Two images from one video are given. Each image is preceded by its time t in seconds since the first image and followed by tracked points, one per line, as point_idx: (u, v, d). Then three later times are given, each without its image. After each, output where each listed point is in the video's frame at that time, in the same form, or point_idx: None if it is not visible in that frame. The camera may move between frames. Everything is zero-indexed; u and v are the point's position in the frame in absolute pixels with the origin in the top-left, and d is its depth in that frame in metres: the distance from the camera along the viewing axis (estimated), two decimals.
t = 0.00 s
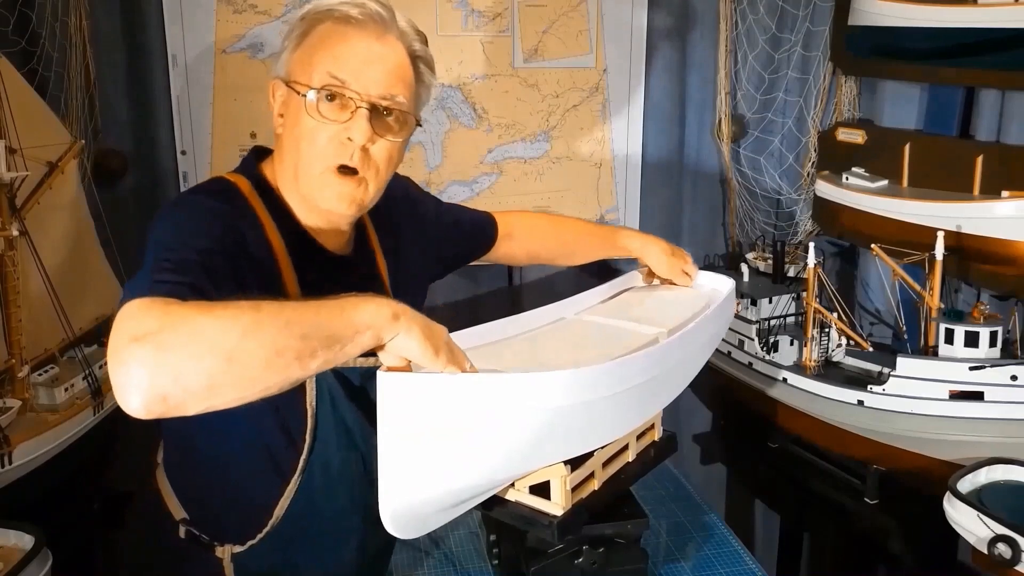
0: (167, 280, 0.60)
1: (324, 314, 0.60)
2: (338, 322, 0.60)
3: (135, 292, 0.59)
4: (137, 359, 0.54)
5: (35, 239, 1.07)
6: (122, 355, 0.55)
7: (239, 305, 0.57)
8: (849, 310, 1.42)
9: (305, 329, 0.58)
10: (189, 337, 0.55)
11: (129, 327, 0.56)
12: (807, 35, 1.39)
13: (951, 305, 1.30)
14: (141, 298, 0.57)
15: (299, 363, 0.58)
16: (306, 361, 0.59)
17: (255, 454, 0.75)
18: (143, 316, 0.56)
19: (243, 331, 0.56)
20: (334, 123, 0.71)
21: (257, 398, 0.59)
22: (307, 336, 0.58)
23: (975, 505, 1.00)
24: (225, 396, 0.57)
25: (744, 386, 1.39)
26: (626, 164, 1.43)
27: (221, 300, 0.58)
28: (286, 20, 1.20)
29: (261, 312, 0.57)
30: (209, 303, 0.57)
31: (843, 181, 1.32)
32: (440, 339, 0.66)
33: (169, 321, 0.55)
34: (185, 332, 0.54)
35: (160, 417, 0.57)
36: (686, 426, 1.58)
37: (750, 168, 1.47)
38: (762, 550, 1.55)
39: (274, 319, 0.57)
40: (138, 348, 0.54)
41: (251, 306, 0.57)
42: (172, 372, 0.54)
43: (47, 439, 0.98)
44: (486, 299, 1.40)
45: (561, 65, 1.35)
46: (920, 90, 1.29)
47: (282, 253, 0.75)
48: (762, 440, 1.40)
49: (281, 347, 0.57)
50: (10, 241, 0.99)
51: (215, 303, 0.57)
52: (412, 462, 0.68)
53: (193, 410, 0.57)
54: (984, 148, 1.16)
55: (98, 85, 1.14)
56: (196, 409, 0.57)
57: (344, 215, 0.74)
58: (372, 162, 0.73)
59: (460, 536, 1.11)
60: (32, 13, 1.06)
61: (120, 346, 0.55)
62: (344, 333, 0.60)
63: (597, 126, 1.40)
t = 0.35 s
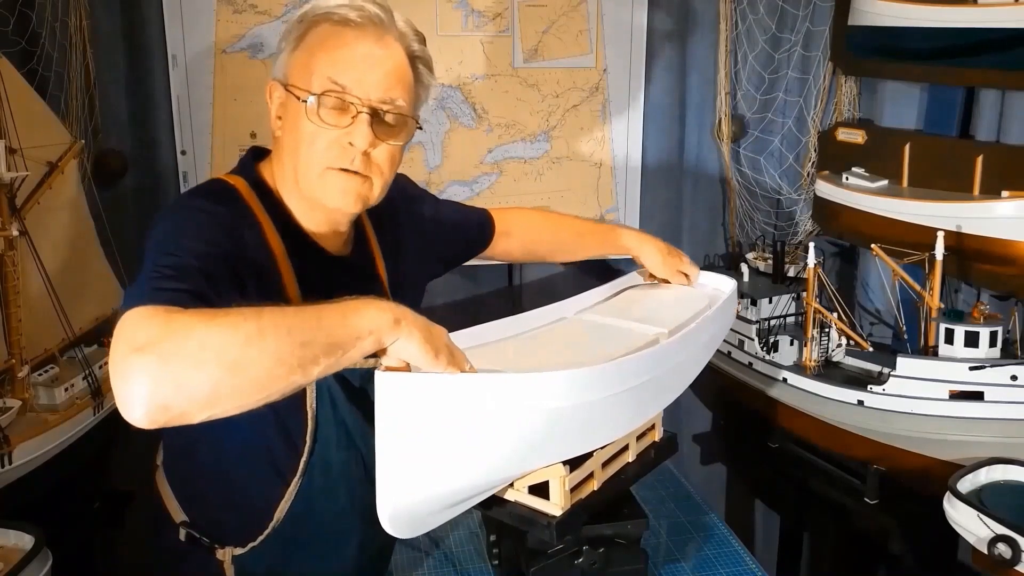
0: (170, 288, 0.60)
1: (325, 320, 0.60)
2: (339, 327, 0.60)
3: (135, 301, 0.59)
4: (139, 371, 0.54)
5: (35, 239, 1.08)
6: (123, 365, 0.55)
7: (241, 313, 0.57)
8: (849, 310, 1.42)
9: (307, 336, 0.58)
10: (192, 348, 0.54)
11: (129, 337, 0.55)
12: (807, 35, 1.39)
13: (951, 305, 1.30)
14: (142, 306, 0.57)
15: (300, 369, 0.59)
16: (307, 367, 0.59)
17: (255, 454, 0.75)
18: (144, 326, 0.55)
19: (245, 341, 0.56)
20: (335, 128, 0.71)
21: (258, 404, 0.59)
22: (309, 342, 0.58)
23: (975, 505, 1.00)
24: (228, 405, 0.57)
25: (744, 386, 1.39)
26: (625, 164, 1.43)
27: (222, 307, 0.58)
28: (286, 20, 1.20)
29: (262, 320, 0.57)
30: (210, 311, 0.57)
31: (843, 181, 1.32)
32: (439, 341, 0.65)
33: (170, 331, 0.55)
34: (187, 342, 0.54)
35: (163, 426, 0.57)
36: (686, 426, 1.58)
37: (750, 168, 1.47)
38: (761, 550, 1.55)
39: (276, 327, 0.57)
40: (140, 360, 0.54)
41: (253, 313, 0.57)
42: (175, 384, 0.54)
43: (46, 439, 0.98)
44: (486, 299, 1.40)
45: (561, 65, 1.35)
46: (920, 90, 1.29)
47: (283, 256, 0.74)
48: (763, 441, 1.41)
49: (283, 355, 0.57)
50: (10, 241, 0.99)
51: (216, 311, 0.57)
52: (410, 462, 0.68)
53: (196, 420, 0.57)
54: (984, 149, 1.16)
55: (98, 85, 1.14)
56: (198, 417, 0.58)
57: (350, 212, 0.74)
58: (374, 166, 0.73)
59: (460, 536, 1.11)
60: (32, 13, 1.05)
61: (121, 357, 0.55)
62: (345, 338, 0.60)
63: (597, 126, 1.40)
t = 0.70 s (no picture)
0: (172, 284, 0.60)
1: (332, 321, 0.60)
2: (345, 328, 0.61)
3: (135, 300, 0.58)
4: (146, 361, 0.54)
5: (35, 239, 1.08)
6: (129, 354, 0.55)
7: (249, 309, 0.57)
8: (849, 310, 1.42)
9: (314, 336, 0.59)
10: (199, 341, 0.55)
11: (136, 326, 0.55)
12: (806, 35, 1.39)
13: (951, 305, 1.30)
14: (149, 297, 0.57)
15: (305, 369, 0.59)
16: (312, 367, 0.59)
17: (256, 453, 0.75)
18: (151, 317, 0.56)
19: (252, 337, 0.56)
20: (342, 130, 0.71)
21: (261, 400, 0.59)
22: (315, 342, 0.59)
23: (975, 505, 1.00)
24: (232, 400, 0.57)
25: (744, 386, 1.39)
26: (626, 165, 1.43)
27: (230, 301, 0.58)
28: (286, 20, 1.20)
29: (270, 317, 0.57)
30: (217, 305, 0.57)
31: (843, 182, 1.32)
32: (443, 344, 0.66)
33: (178, 323, 0.55)
34: (194, 335, 0.55)
35: (165, 417, 0.57)
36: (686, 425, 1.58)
37: (750, 168, 1.47)
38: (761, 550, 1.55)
39: (284, 325, 0.58)
40: (147, 350, 0.55)
41: (260, 310, 0.58)
42: (180, 375, 0.55)
43: (46, 439, 0.98)
44: (486, 299, 1.40)
45: (561, 65, 1.35)
46: (919, 89, 1.29)
47: (285, 254, 0.74)
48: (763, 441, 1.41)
49: (288, 353, 0.58)
50: (10, 241, 0.99)
51: (224, 305, 0.57)
52: (411, 461, 0.68)
53: (199, 412, 0.58)
54: (984, 149, 1.16)
55: (98, 85, 1.14)
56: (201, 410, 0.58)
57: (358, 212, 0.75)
58: (382, 164, 0.73)
59: (460, 536, 1.11)
60: (32, 13, 1.05)
61: (126, 346, 0.55)
62: (350, 340, 0.61)
63: (597, 126, 1.40)
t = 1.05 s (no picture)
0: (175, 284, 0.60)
1: (333, 323, 0.60)
2: (346, 330, 0.61)
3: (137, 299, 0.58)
4: (147, 360, 0.55)
5: (35, 239, 1.08)
6: (130, 354, 0.55)
7: (251, 310, 0.57)
8: (849, 310, 1.42)
9: (313, 337, 0.59)
10: (200, 341, 0.55)
11: (137, 325, 0.56)
12: (807, 35, 1.39)
13: (951, 305, 1.30)
14: (150, 296, 0.57)
15: (306, 370, 0.59)
16: (312, 368, 0.60)
17: (256, 454, 0.75)
18: (153, 317, 0.56)
19: (254, 338, 0.56)
20: (346, 130, 0.71)
21: (262, 401, 0.60)
22: (315, 344, 0.59)
23: (975, 505, 1.00)
24: (233, 401, 0.57)
25: (744, 386, 1.39)
26: (626, 165, 1.43)
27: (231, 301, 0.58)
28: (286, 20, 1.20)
29: (272, 318, 0.57)
30: (219, 305, 0.57)
31: (843, 181, 1.32)
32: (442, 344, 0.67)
33: (180, 322, 0.55)
34: (195, 335, 0.55)
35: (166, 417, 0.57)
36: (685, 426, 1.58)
37: (750, 168, 1.47)
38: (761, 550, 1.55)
39: (285, 326, 0.58)
40: (148, 349, 0.55)
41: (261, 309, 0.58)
42: (181, 375, 0.55)
43: (46, 439, 0.98)
44: (486, 299, 1.40)
45: (561, 65, 1.35)
46: (920, 90, 1.29)
47: (287, 254, 0.74)
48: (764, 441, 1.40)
49: (289, 354, 0.58)
50: (10, 241, 0.99)
51: (226, 305, 0.57)
52: (410, 461, 0.68)
53: (200, 412, 0.58)
54: (984, 149, 1.16)
55: (98, 85, 1.14)
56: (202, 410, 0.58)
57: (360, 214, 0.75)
58: (385, 166, 0.73)
59: (460, 537, 1.11)
60: (31, 13, 1.05)
61: (128, 345, 0.56)
62: (351, 342, 0.61)
63: (597, 126, 1.40)
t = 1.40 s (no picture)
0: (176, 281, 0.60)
1: (334, 322, 0.60)
2: (347, 329, 0.61)
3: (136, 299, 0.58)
4: (148, 360, 0.55)
5: (35, 239, 1.07)
6: (132, 353, 0.55)
7: (253, 310, 0.57)
8: (849, 310, 1.42)
9: (316, 338, 0.59)
10: (202, 342, 0.55)
11: (138, 325, 0.55)
12: (807, 36, 1.39)
13: (952, 305, 1.30)
14: (151, 295, 0.57)
15: (306, 370, 0.59)
16: (314, 368, 0.59)
17: (255, 454, 0.75)
18: (154, 316, 0.56)
19: (255, 339, 0.56)
20: (342, 126, 0.71)
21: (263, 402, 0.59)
22: (317, 344, 0.59)
23: (975, 505, 1.00)
24: (234, 402, 0.57)
25: (744, 386, 1.39)
26: (626, 165, 1.43)
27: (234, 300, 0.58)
28: (286, 20, 1.20)
29: (273, 318, 0.57)
30: (220, 305, 0.57)
31: (843, 182, 1.32)
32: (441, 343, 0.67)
33: (181, 322, 0.55)
34: (197, 335, 0.55)
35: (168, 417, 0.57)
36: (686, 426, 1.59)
37: (750, 168, 1.47)
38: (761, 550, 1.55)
39: (287, 327, 0.58)
40: (150, 349, 0.55)
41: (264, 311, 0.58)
42: (183, 376, 0.55)
43: (46, 439, 0.98)
44: (486, 299, 1.40)
45: (561, 65, 1.35)
46: (920, 89, 1.29)
47: (283, 255, 0.74)
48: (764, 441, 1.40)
49: (290, 355, 0.57)
50: (10, 241, 0.99)
51: (228, 305, 0.57)
52: (409, 458, 0.68)
53: (202, 412, 0.58)
54: (984, 149, 1.16)
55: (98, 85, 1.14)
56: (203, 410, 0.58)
57: (356, 211, 0.75)
58: (379, 164, 0.73)
59: (460, 536, 1.11)
60: (31, 13, 1.05)
61: (129, 345, 0.56)
62: (351, 342, 0.61)
63: (597, 126, 1.40)
